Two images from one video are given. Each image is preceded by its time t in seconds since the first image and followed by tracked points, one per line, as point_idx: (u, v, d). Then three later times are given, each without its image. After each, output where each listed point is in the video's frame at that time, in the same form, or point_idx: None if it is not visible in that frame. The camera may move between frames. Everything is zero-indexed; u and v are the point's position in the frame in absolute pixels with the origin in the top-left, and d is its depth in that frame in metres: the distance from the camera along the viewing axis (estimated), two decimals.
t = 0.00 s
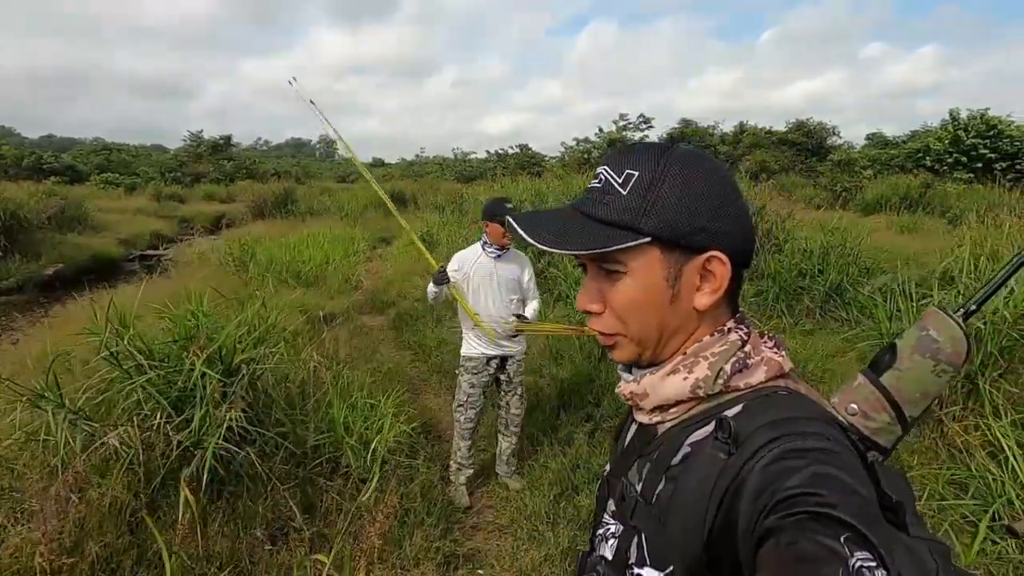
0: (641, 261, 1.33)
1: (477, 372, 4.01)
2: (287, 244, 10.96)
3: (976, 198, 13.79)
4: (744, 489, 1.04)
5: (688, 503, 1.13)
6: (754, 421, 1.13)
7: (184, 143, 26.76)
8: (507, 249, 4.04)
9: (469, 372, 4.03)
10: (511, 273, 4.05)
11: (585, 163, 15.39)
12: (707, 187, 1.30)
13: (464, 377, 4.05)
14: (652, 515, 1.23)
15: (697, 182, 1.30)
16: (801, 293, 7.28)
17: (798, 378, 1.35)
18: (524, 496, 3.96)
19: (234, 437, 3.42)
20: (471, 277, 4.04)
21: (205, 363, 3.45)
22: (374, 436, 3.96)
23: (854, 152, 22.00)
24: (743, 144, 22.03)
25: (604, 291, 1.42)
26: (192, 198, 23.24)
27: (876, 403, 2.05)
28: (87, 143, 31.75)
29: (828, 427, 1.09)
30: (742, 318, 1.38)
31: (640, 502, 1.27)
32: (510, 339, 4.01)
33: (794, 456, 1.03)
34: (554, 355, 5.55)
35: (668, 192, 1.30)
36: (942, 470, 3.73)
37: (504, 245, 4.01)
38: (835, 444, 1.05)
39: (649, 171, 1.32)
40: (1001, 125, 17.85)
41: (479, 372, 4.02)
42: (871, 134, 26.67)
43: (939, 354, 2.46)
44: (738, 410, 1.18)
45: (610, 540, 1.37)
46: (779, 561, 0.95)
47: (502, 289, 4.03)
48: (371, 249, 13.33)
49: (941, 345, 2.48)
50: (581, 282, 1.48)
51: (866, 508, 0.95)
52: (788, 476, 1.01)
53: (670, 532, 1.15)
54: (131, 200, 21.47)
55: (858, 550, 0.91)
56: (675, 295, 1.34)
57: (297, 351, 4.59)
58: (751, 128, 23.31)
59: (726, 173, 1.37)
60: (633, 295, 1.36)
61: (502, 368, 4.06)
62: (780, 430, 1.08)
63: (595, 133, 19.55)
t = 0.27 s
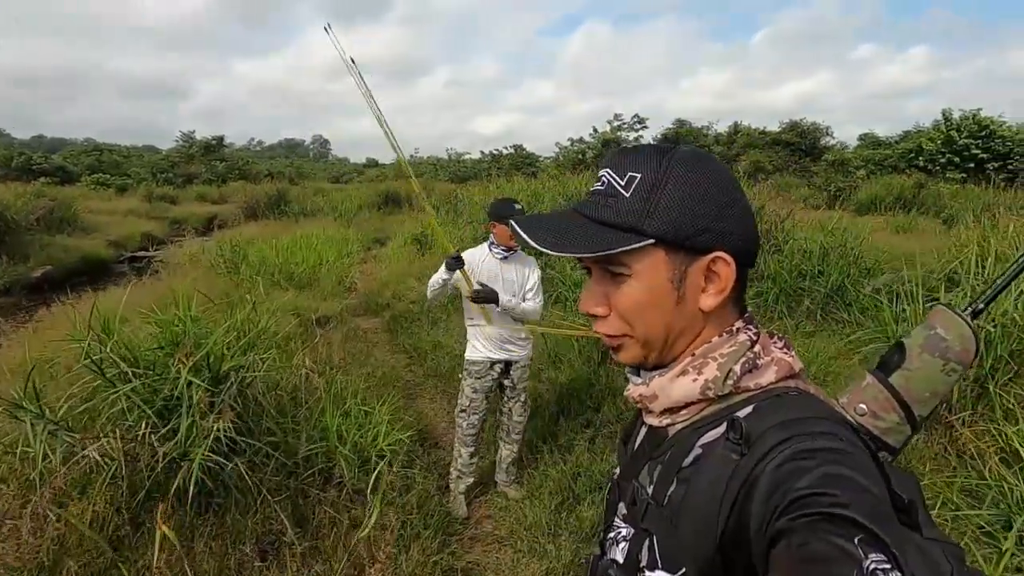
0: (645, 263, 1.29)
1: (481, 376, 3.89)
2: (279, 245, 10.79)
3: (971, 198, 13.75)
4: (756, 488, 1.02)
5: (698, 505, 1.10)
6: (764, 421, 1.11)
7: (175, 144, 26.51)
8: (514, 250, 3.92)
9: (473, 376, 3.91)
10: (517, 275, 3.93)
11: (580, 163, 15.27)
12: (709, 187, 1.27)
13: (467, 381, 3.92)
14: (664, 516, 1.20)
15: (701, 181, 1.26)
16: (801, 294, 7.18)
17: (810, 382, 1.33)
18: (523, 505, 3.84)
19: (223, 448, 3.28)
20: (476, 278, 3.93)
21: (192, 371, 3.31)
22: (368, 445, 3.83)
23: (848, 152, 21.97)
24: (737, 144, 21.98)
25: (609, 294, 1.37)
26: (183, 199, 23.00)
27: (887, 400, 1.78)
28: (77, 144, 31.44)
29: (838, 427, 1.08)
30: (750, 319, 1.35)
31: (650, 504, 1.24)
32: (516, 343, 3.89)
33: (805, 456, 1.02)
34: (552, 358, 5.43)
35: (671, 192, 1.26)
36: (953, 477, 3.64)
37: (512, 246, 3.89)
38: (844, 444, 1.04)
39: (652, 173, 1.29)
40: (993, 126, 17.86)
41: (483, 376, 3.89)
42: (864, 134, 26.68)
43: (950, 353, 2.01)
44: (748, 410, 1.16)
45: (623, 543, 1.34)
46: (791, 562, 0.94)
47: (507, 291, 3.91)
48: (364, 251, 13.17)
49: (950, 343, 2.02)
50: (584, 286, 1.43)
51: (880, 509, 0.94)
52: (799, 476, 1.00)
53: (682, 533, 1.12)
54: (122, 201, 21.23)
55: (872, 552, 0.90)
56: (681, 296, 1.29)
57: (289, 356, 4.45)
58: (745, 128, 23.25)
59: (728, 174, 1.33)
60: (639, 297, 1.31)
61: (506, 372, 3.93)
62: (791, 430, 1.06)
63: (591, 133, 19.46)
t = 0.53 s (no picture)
0: (612, 268, 1.40)
1: (479, 382, 3.82)
2: (273, 248, 10.69)
3: (963, 198, 13.77)
4: (777, 508, 1.01)
5: (717, 525, 1.10)
6: (784, 440, 1.11)
7: (167, 146, 26.33)
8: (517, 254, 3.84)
9: (471, 382, 3.84)
10: (520, 279, 3.86)
11: (575, 164, 15.21)
12: (698, 206, 1.27)
13: (465, 387, 3.86)
14: (682, 538, 1.19)
15: (688, 200, 1.27)
16: (800, 296, 7.14)
17: (828, 397, 1.30)
18: (525, 514, 3.77)
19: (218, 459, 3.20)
20: (479, 283, 3.86)
21: (186, 380, 3.23)
22: (366, 454, 3.77)
23: (841, 153, 22.01)
24: (731, 145, 21.99)
25: (593, 295, 1.51)
26: (176, 201, 22.83)
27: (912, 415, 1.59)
28: (68, 146, 31.20)
29: (859, 446, 1.07)
30: (761, 334, 1.35)
31: (669, 525, 1.23)
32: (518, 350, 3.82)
33: (826, 475, 1.01)
34: (552, 363, 5.36)
35: (650, 208, 1.30)
36: (959, 483, 3.59)
37: (516, 250, 3.81)
38: (865, 462, 1.03)
39: (643, 182, 1.33)
40: (984, 126, 17.93)
41: (482, 383, 3.82)
42: (856, 135, 26.77)
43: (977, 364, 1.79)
44: (766, 430, 1.15)
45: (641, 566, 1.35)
46: None
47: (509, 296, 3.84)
48: (359, 253, 13.07)
49: (978, 356, 1.80)
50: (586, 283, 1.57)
51: (905, 532, 0.93)
52: (820, 496, 0.99)
53: (699, 554, 1.12)
54: (113, 203, 21.04)
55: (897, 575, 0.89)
56: (641, 307, 1.37)
57: (286, 362, 4.38)
58: (738, 129, 23.27)
59: (738, 195, 1.30)
60: (606, 300, 1.43)
61: (504, 379, 3.86)
62: (811, 449, 1.05)
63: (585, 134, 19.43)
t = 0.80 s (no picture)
0: (625, 261, 1.54)
1: (483, 384, 3.80)
2: (271, 251, 10.64)
3: (958, 199, 13.81)
4: (778, 506, 1.01)
5: (724, 523, 1.10)
6: (789, 438, 1.10)
7: (162, 148, 26.22)
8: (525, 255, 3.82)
9: (475, 384, 3.82)
10: (528, 281, 3.84)
11: (571, 165, 15.20)
12: (695, 205, 1.34)
13: (470, 389, 3.84)
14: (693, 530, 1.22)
15: (686, 199, 1.35)
16: (801, 296, 7.14)
17: (844, 395, 1.28)
18: (532, 516, 3.75)
19: (224, 463, 3.17)
20: (486, 285, 3.85)
21: (191, 384, 3.20)
22: (372, 457, 3.75)
23: (836, 154, 22.07)
24: (726, 146, 22.02)
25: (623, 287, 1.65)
26: (171, 204, 22.72)
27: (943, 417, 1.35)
28: (62, 149, 31.03)
29: (866, 445, 1.05)
30: (773, 332, 1.36)
31: (682, 518, 1.26)
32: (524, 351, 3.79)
33: (829, 473, 0.99)
34: (555, 364, 5.35)
35: (651, 205, 1.43)
36: (966, 483, 3.58)
37: (524, 252, 3.79)
38: (872, 462, 1.01)
39: (655, 182, 1.45)
40: (977, 127, 18.01)
41: (486, 385, 3.80)
42: (850, 136, 26.85)
43: None
44: (776, 426, 1.16)
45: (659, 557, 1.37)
46: None
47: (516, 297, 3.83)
48: (356, 255, 13.03)
49: None
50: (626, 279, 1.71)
51: (909, 529, 0.89)
52: (824, 493, 0.97)
53: (706, 548, 1.14)
54: (107, 206, 20.92)
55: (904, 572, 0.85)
56: (642, 296, 1.49)
57: (289, 365, 4.35)
58: (733, 130, 23.31)
59: (743, 198, 1.31)
60: (621, 290, 1.57)
61: (510, 380, 3.83)
62: (815, 447, 1.05)
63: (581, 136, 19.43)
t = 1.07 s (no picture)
0: (648, 263, 1.47)
1: (495, 385, 3.78)
2: (271, 253, 10.61)
3: (956, 200, 13.86)
4: (804, 513, 0.98)
5: (746, 525, 1.06)
6: (817, 440, 1.06)
7: (159, 151, 26.18)
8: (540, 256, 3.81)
9: (487, 385, 3.80)
10: (541, 281, 3.83)
11: (570, 167, 15.21)
12: (720, 203, 1.28)
13: (482, 390, 3.82)
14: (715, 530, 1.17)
15: (709, 196, 1.29)
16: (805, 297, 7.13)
17: (877, 402, 1.22)
18: (545, 518, 3.73)
19: (237, 467, 3.13)
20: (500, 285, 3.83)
21: (203, 387, 3.18)
22: (384, 459, 3.72)
23: (832, 155, 22.13)
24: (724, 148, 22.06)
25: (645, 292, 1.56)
26: (168, 207, 22.67)
27: (985, 434, 1.41)
28: (58, 152, 30.94)
29: (899, 452, 1.01)
30: (805, 334, 1.28)
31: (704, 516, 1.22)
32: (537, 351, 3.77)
33: (860, 481, 0.96)
34: (563, 366, 5.33)
35: (673, 204, 1.37)
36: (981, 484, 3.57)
37: (537, 253, 3.77)
38: (904, 470, 0.97)
39: (678, 182, 1.39)
40: (974, 128, 18.08)
41: (498, 387, 3.78)
42: (846, 138, 26.94)
43: None
44: (805, 430, 1.10)
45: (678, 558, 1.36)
46: None
47: (530, 296, 3.81)
48: (356, 257, 13.00)
49: None
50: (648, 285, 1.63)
51: (940, 545, 0.89)
52: (853, 502, 0.94)
53: (726, 547, 1.11)
54: (105, 209, 20.85)
55: None
56: (667, 298, 1.41)
57: (297, 367, 4.32)
58: (730, 132, 23.37)
59: (769, 195, 1.25)
60: (644, 294, 1.49)
61: (522, 382, 3.80)
62: (844, 455, 1.00)
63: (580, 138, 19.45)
